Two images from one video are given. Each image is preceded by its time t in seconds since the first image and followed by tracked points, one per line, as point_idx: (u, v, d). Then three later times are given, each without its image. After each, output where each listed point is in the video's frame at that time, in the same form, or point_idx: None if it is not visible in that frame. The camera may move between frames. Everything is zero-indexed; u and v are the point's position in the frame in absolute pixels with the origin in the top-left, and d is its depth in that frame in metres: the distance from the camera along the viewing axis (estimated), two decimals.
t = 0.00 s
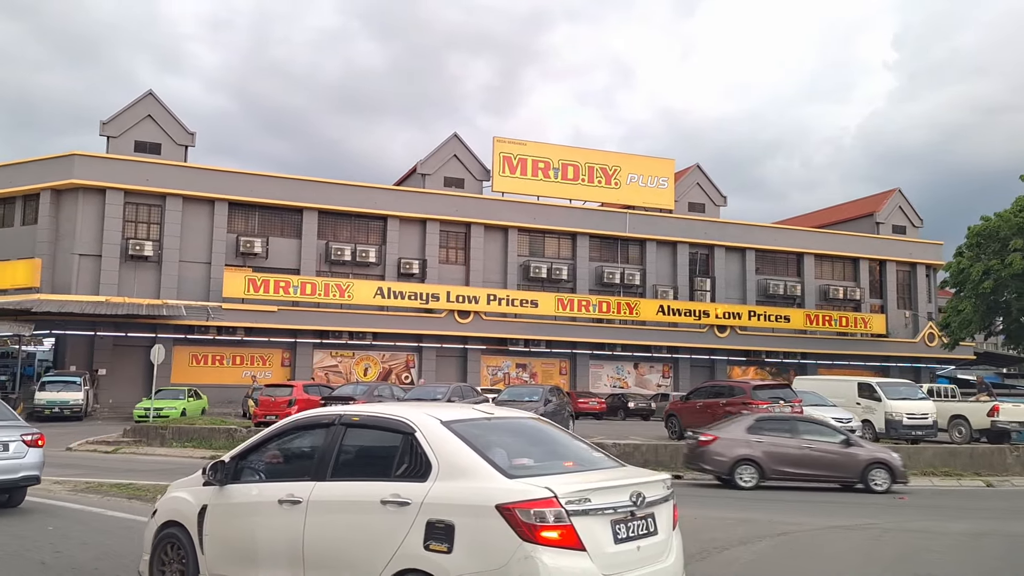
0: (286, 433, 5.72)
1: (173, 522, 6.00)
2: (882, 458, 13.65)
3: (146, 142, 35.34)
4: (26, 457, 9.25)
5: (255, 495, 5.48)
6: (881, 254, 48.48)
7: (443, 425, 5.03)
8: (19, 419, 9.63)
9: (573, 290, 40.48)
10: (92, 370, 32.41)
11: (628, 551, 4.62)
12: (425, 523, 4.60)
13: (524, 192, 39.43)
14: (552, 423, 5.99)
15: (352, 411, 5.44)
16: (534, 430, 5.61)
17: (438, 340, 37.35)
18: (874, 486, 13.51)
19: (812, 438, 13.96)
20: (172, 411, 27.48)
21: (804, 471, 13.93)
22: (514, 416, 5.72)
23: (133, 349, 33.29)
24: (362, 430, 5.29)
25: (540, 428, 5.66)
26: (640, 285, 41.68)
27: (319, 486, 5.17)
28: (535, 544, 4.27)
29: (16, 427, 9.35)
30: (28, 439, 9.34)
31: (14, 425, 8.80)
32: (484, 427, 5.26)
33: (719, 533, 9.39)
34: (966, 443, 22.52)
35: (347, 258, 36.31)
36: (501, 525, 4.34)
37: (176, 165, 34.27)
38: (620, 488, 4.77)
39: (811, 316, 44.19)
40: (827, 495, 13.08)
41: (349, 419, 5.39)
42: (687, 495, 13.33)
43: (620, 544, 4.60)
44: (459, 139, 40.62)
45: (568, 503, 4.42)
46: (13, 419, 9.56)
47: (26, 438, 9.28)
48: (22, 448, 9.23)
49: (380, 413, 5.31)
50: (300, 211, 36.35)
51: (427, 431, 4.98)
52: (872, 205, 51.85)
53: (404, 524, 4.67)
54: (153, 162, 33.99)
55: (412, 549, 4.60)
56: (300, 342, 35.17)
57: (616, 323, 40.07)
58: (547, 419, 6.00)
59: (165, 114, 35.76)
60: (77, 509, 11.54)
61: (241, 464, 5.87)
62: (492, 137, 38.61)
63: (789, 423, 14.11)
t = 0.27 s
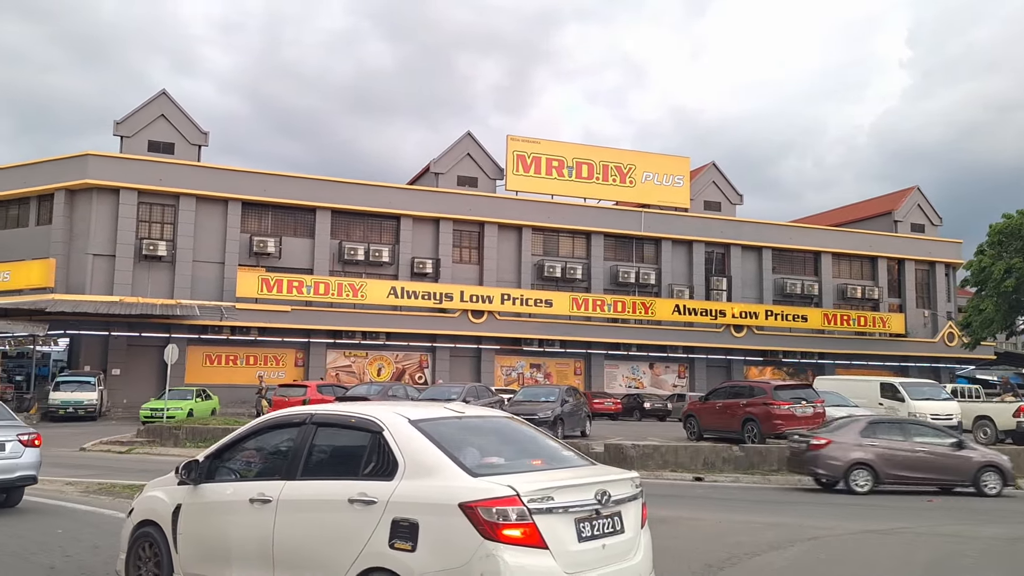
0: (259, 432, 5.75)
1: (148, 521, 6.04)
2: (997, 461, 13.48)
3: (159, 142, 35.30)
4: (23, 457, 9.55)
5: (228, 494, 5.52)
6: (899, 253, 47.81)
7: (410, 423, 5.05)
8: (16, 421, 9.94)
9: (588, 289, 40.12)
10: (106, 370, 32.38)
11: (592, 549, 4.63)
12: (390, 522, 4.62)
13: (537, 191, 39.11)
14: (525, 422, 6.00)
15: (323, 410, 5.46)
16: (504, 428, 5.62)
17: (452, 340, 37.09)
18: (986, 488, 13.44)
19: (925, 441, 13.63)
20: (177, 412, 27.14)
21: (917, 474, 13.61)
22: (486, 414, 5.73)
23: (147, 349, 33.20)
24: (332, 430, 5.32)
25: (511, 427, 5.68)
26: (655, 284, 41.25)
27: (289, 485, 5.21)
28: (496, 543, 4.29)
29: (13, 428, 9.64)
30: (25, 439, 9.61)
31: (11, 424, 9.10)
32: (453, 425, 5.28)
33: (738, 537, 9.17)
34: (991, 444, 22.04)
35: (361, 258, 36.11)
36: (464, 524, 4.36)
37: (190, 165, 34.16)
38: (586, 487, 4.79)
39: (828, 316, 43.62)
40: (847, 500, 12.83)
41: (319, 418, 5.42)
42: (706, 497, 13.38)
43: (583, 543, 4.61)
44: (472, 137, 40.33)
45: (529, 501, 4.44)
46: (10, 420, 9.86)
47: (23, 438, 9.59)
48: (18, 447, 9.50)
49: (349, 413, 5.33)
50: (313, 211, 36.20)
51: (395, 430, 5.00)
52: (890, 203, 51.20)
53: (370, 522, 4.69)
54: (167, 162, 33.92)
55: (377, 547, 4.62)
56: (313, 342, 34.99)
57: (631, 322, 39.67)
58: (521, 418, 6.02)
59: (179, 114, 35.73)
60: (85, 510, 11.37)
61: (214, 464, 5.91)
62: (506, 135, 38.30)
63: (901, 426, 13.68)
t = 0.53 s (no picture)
0: (238, 431, 5.76)
1: (129, 519, 6.07)
2: None
3: (173, 140, 35.24)
4: (21, 455, 9.72)
5: (205, 492, 5.51)
6: (918, 251, 47.15)
7: (383, 421, 5.04)
8: (16, 419, 10.11)
9: (603, 288, 39.77)
10: (121, 369, 32.31)
11: (562, 547, 4.61)
12: (361, 520, 4.61)
13: (552, 189, 38.76)
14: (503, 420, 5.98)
15: (299, 409, 5.46)
16: (481, 426, 5.60)
17: (466, 339, 36.80)
18: None
19: None
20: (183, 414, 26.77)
21: None
22: (464, 412, 5.71)
23: (161, 348, 33.11)
24: (307, 428, 5.32)
25: (488, 425, 5.64)
26: (671, 282, 40.83)
27: (264, 484, 5.21)
28: (464, 541, 4.27)
29: (12, 426, 9.82)
30: (24, 437, 9.80)
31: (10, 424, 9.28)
32: (428, 423, 5.25)
33: (762, 541, 9.00)
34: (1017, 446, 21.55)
35: (375, 257, 35.90)
36: (433, 522, 4.35)
37: (204, 165, 34.05)
38: (557, 485, 4.76)
39: (847, 315, 43.02)
40: (874, 507, 12.62)
41: (295, 417, 5.42)
42: (729, 500, 13.30)
43: (554, 541, 4.58)
44: (486, 135, 40.04)
45: (498, 500, 4.42)
46: (10, 419, 10.04)
47: (21, 436, 9.77)
48: (17, 446, 9.71)
49: (325, 411, 5.33)
50: (326, 210, 36.03)
51: (368, 428, 4.99)
52: (908, 201, 50.53)
53: (342, 521, 4.69)
54: (181, 161, 33.83)
55: (348, 546, 4.61)
56: (327, 341, 34.81)
57: (647, 321, 39.28)
58: (499, 416, 5.99)
59: (193, 113, 35.68)
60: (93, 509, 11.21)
61: (193, 462, 5.92)
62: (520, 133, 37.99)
63: (1013, 427, 14.34)
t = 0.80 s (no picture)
0: (220, 431, 5.79)
1: (114, 518, 6.10)
2: None
3: (187, 140, 35.19)
4: (23, 455, 9.73)
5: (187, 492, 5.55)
6: (938, 249, 46.47)
7: (361, 422, 5.05)
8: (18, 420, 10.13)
9: (619, 287, 39.41)
10: (136, 369, 32.25)
11: (538, 548, 4.60)
12: (336, 521, 4.63)
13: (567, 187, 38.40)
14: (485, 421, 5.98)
15: (280, 409, 5.48)
16: (462, 426, 5.61)
17: (481, 339, 36.48)
18: None
19: None
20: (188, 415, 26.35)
21: None
22: (446, 412, 5.73)
23: (176, 348, 33.05)
24: (287, 428, 5.34)
25: (468, 426, 5.66)
26: (688, 281, 40.43)
27: (243, 484, 5.24)
28: (437, 542, 4.27)
29: (13, 426, 9.83)
30: (25, 437, 9.82)
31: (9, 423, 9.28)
32: (407, 423, 5.27)
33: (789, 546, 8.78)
34: None
35: (389, 256, 35.71)
36: (406, 522, 4.35)
37: (219, 164, 33.95)
38: (533, 486, 4.76)
39: (866, 314, 42.43)
40: (903, 511, 12.35)
41: (276, 417, 5.44)
42: (754, 502, 13.07)
43: (529, 542, 4.57)
44: (501, 133, 39.73)
45: (472, 500, 4.42)
46: (12, 420, 10.06)
47: (23, 437, 9.78)
48: (19, 445, 9.73)
49: (304, 411, 5.35)
50: (340, 209, 35.86)
51: (346, 428, 5.00)
52: (928, 198, 49.83)
53: (318, 521, 4.71)
54: (196, 161, 33.74)
55: (324, 546, 4.63)
56: (341, 341, 34.65)
57: (663, 320, 38.89)
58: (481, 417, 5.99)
59: (207, 113, 35.64)
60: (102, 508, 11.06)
61: (176, 462, 5.95)
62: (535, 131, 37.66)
63: None
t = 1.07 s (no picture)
0: (205, 430, 5.66)
1: (100, 518, 5.98)
2: None
3: (201, 139, 35.13)
4: (26, 455, 9.60)
5: (173, 491, 5.43)
6: (958, 246, 45.75)
7: (344, 419, 4.90)
8: (20, 419, 10.00)
9: (634, 285, 39.01)
10: (151, 368, 32.21)
11: (520, 549, 4.46)
12: (317, 521, 4.50)
13: (582, 185, 38.04)
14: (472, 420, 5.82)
15: (264, 407, 5.35)
16: (449, 424, 5.46)
17: (495, 338, 36.15)
18: None
19: None
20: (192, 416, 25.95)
21: None
22: (432, 410, 5.57)
23: (191, 347, 32.99)
24: (271, 426, 5.20)
25: (454, 424, 5.50)
26: (705, 280, 40.00)
27: (227, 484, 5.11)
28: (416, 542, 4.15)
29: (15, 426, 9.68)
30: (28, 437, 9.68)
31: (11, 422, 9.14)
32: (391, 421, 5.12)
33: (823, 553, 8.45)
34: None
35: (403, 255, 35.48)
36: (385, 522, 4.23)
37: (234, 163, 33.83)
38: (516, 485, 4.61)
39: (886, 312, 41.77)
40: (933, 514, 11.99)
41: (260, 415, 5.30)
42: (782, 504, 12.72)
43: (512, 543, 4.43)
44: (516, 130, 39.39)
45: (452, 500, 4.29)
46: (14, 419, 9.92)
47: (26, 436, 9.64)
48: (22, 445, 9.60)
49: (287, 409, 5.21)
50: (354, 207, 35.68)
51: (328, 427, 4.86)
52: (948, 195, 49.10)
53: (299, 521, 4.58)
54: (211, 159, 33.66)
55: (305, 546, 4.51)
56: (355, 339, 34.46)
57: (679, 319, 38.47)
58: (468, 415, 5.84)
59: (221, 112, 35.56)
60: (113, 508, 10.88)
61: (162, 460, 5.82)
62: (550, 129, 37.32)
63: None
